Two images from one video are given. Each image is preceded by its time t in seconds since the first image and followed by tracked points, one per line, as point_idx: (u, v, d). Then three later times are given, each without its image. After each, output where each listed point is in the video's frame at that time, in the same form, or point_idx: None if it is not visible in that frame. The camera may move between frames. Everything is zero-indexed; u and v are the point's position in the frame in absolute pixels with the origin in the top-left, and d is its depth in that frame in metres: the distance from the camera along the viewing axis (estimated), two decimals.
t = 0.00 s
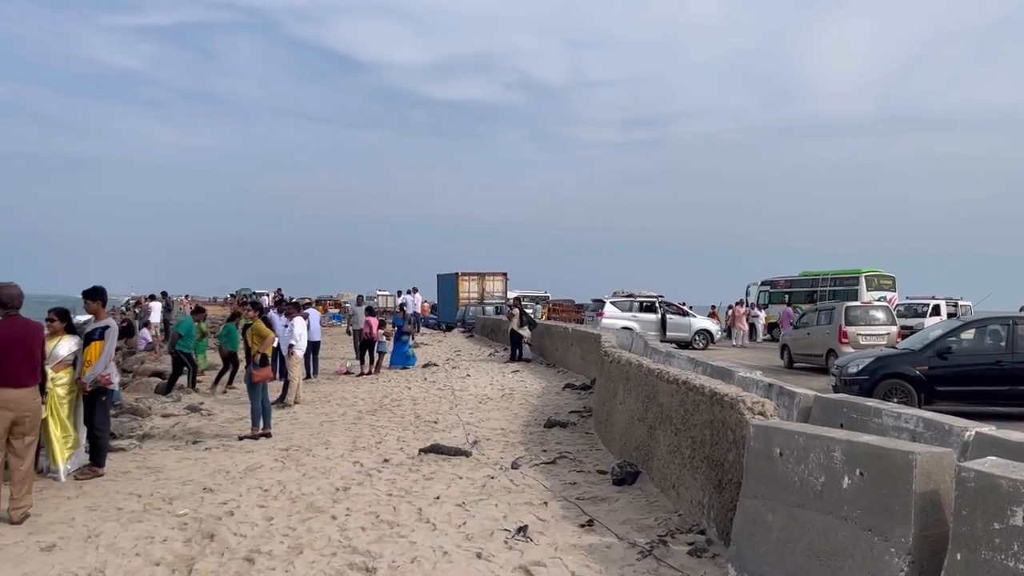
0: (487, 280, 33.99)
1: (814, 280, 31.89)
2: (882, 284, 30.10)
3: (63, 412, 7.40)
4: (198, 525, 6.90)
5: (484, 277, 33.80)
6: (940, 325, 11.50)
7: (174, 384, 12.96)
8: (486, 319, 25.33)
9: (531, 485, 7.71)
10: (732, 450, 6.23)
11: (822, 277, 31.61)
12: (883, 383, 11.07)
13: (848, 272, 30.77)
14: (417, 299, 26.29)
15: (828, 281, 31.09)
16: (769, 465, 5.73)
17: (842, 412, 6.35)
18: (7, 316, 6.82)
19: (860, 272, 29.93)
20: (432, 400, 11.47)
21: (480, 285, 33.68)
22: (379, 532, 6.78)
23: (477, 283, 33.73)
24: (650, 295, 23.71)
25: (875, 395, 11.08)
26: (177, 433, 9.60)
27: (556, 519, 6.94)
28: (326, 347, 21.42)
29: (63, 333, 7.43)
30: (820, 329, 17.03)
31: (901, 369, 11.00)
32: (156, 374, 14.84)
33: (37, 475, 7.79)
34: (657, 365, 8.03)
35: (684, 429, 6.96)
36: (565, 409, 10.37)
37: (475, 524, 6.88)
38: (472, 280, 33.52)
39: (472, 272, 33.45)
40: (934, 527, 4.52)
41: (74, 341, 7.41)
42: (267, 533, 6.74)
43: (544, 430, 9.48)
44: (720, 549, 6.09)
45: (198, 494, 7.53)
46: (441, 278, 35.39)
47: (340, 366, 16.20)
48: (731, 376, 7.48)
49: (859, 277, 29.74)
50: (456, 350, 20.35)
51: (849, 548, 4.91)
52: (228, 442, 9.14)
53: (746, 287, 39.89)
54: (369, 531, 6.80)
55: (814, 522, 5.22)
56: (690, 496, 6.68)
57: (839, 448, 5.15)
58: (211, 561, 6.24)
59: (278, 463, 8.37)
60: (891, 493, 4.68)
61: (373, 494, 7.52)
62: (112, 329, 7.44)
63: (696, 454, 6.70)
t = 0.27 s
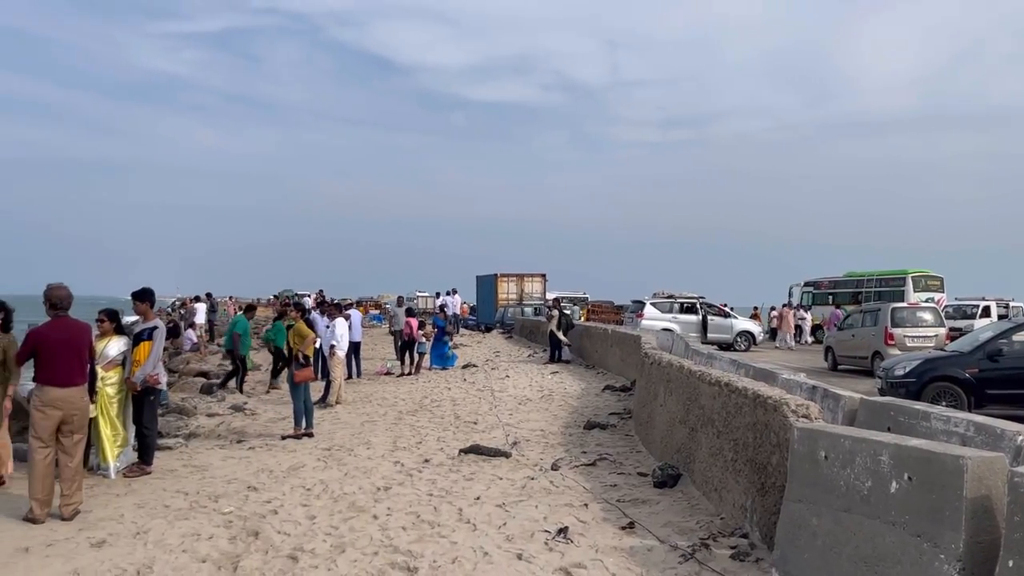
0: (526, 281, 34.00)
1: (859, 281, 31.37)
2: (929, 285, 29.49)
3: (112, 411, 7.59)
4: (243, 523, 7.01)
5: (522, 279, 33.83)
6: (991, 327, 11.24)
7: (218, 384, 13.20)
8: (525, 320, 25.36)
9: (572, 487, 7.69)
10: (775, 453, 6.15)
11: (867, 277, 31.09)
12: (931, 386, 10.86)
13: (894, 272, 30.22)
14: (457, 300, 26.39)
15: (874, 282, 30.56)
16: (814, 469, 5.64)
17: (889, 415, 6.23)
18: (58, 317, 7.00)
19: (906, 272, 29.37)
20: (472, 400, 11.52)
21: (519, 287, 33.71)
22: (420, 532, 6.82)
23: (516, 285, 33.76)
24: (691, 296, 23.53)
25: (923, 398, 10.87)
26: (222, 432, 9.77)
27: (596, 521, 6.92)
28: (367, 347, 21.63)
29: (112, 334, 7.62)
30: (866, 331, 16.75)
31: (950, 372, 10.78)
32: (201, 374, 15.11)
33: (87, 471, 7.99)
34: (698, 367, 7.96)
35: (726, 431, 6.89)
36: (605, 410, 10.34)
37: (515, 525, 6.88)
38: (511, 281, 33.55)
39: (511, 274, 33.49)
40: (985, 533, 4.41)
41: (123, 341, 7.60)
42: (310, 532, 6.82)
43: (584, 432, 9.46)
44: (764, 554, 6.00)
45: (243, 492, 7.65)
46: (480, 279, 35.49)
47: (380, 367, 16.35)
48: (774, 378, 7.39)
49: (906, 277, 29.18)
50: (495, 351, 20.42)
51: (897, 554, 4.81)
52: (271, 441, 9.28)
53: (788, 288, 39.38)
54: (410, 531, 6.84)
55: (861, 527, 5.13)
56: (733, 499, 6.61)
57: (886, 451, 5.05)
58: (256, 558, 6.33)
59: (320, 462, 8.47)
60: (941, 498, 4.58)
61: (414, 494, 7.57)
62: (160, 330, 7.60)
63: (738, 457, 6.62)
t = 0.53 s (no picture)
0: (564, 282, 33.94)
1: (905, 281, 30.78)
2: (978, 285, 28.83)
3: (159, 409, 7.71)
4: (286, 521, 7.10)
5: (561, 279, 33.79)
6: None
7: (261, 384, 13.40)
8: (563, 321, 25.34)
9: (611, 488, 7.67)
10: (819, 456, 6.06)
11: (913, 278, 30.49)
12: (980, 389, 10.62)
13: (941, 272, 29.59)
14: (495, 301, 26.46)
15: (920, 282, 29.97)
16: (859, 472, 5.54)
17: (938, 418, 6.10)
18: (104, 317, 7.15)
19: (954, 272, 28.74)
20: (510, 401, 11.55)
21: (557, 287, 33.67)
22: (460, 532, 6.85)
23: (554, 286, 33.72)
24: (731, 297, 23.30)
25: (972, 402, 10.64)
26: (265, 431, 9.92)
27: (636, 523, 6.89)
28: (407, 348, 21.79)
29: (158, 334, 7.78)
30: (912, 332, 16.43)
31: (1000, 375, 10.53)
32: (244, 373, 15.36)
33: (137, 471, 8.11)
34: (740, 369, 7.88)
35: (769, 434, 6.81)
36: (644, 412, 10.29)
37: (555, 526, 6.88)
38: (549, 282, 33.53)
39: (549, 274, 33.47)
40: None
41: (169, 341, 7.77)
42: (352, 531, 6.90)
43: (624, 433, 9.42)
44: (808, 558, 5.91)
45: (285, 491, 7.76)
46: (518, 280, 35.51)
47: (419, 367, 16.47)
48: (818, 380, 7.30)
49: (953, 277, 28.56)
50: (533, 352, 20.44)
51: (946, 560, 4.71)
52: (313, 441, 9.40)
53: (831, 288, 38.78)
54: (450, 531, 6.88)
55: (908, 533, 5.04)
56: (775, 502, 6.53)
57: (934, 455, 4.95)
58: (299, 556, 6.41)
59: (361, 461, 8.56)
60: (992, 504, 4.47)
61: (454, 494, 7.61)
62: (205, 331, 7.75)
63: (781, 460, 6.54)
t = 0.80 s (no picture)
0: (602, 282, 33.84)
1: (951, 281, 30.17)
2: None
3: (203, 407, 7.88)
4: (327, 519, 7.19)
5: (598, 279, 33.67)
6: None
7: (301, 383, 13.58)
8: (601, 321, 25.28)
9: (651, 490, 7.63)
10: (863, 459, 5.96)
11: (960, 278, 29.87)
12: None
13: (989, 272, 28.94)
14: (532, 301, 26.46)
15: (967, 283, 29.35)
16: (904, 475, 5.45)
17: (986, 421, 5.95)
18: (149, 317, 7.28)
19: (1002, 272, 28.10)
20: (548, 401, 11.55)
21: (595, 288, 33.57)
22: (499, 532, 6.86)
23: (591, 286, 33.63)
24: (771, 298, 23.04)
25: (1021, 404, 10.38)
26: (305, 430, 10.04)
27: (676, 525, 6.84)
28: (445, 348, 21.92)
29: (202, 334, 7.91)
30: (959, 334, 16.10)
31: None
32: (285, 373, 15.58)
33: (180, 466, 8.32)
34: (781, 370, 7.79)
35: (811, 436, 6.72)
36: (683, 413, 10.21)
37: (594, 527, 6.86)
38: (587, 282, 33.46)
39: (586, 275, 33.38)
40: None
41: (212, 341, 7.87)
42: (391, 529, 6.95)
43: (663, 435, 9.37)
44: (852, 563, 5.81)
45: (326, 489, 7.85)
46: (555, 280, 35.47)
47: (457, 367, 16.56)
48: (861, 382, 7.18)
49: (1002, 277, 27.92)
50: (571, 352, 20.41)
51: (995, 566, 4.61)
52: (353, 440, 9.49)
53: (874, 288, 38.14)
54: (489, 531, 6.90)
55: (956, 538, 4.93)
56: (818, 505, 6.44)
57: (982, 459, 4.84)
58: (339, 554, 6.48)
59: (400, 460, 8.63)
60: None
61: (493, 494, 7.64)
62: (247, 330, 7.87)
63: (824, 462, 6.45)
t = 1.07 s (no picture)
0: (638, 282, 33.68)
1: (997, 280, 29.51)
2: None
3: (243, 406, 8.02)
4: (364, 517, 7.25)
5: (634, 279, 33.52)
6: None
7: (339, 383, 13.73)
8: (637, 321, 25.18)
9: (688, 492, 7.58)
10: (906, 461, 5.84)
11: (1007, 277, 29.20)
12: None
13: None
14: (568, 301, 26.43)
15: (1014, 282, 28.68)
16: (949, 479, 5.33)
17: None
18: (189, 316, 7.39)
19: None
20: (585, 402, 11.54)
21: (631, 288, 33.42)
22: (535, 532, 6.87)
23: (627, 286, 33.49)
24: (811, 297, 22.74)
25: None
26: (343, 429, 10.15)
27: (714, 527, 6.78)
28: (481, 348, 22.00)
29: (242, 334, 8.03)
30: (1006, 335, 15.75)
31: None
32: (323, 372, 15.77)
33: (221, 464, 8.46)
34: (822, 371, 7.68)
35: (852, 438, 6.62)
36: (721, 415, 10.13)
37: (631, 529, 6.83)
38: (623, 282, 33.33)
39: (622, 275, 33.24)
40: None
41: (251, 341, 7.98)
42: (428, 528, 6.99)
43: (700, 436, 9.30)
44: (895, 568, 5.70)
45: (364, 487, 7.93)
46: (591, 280, 35.37)
47: (493, 367, 16.62)
48: (905, 384, 7.05)
49: None
50: (607, 353, 20.34)
51: None
52: (390, 439, 9.58)
53: (917, 288, 37.44)
54: (525, 531, 6.90)
55: (1004, 544, 4.81)
56: (860, 509, 6.34)
57: None
58: (377, 552, 6.53)
59: (437, 460, 8.69)
60: None
61: (529, 494, 7.65)
62: (286, 330, 7.96)
63: (866, 465, 6.35)
